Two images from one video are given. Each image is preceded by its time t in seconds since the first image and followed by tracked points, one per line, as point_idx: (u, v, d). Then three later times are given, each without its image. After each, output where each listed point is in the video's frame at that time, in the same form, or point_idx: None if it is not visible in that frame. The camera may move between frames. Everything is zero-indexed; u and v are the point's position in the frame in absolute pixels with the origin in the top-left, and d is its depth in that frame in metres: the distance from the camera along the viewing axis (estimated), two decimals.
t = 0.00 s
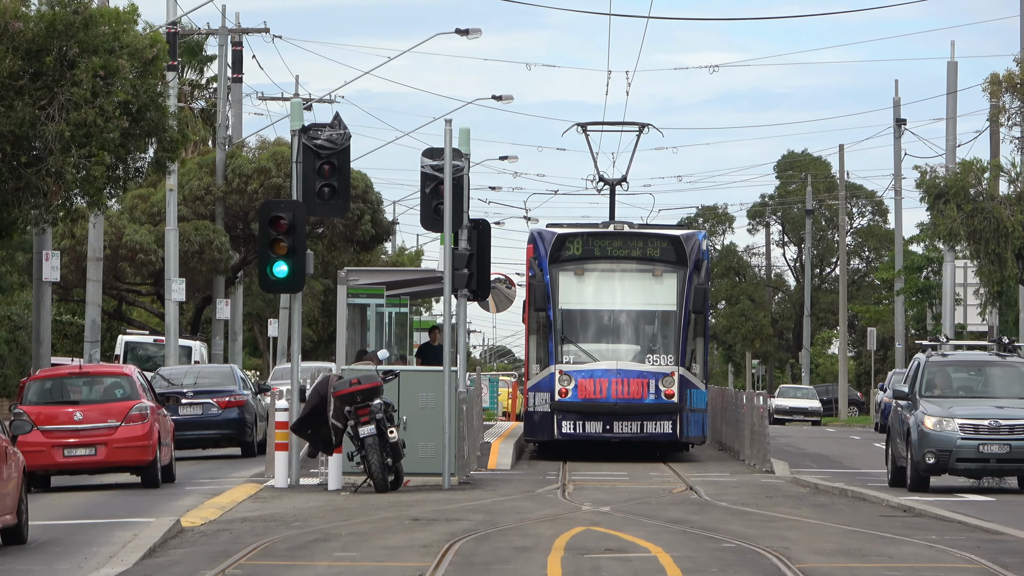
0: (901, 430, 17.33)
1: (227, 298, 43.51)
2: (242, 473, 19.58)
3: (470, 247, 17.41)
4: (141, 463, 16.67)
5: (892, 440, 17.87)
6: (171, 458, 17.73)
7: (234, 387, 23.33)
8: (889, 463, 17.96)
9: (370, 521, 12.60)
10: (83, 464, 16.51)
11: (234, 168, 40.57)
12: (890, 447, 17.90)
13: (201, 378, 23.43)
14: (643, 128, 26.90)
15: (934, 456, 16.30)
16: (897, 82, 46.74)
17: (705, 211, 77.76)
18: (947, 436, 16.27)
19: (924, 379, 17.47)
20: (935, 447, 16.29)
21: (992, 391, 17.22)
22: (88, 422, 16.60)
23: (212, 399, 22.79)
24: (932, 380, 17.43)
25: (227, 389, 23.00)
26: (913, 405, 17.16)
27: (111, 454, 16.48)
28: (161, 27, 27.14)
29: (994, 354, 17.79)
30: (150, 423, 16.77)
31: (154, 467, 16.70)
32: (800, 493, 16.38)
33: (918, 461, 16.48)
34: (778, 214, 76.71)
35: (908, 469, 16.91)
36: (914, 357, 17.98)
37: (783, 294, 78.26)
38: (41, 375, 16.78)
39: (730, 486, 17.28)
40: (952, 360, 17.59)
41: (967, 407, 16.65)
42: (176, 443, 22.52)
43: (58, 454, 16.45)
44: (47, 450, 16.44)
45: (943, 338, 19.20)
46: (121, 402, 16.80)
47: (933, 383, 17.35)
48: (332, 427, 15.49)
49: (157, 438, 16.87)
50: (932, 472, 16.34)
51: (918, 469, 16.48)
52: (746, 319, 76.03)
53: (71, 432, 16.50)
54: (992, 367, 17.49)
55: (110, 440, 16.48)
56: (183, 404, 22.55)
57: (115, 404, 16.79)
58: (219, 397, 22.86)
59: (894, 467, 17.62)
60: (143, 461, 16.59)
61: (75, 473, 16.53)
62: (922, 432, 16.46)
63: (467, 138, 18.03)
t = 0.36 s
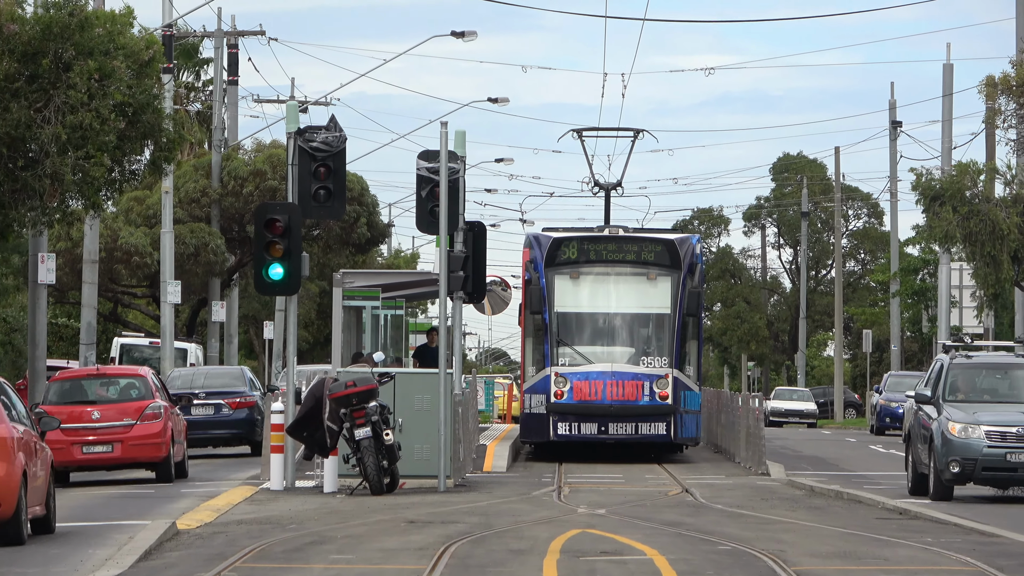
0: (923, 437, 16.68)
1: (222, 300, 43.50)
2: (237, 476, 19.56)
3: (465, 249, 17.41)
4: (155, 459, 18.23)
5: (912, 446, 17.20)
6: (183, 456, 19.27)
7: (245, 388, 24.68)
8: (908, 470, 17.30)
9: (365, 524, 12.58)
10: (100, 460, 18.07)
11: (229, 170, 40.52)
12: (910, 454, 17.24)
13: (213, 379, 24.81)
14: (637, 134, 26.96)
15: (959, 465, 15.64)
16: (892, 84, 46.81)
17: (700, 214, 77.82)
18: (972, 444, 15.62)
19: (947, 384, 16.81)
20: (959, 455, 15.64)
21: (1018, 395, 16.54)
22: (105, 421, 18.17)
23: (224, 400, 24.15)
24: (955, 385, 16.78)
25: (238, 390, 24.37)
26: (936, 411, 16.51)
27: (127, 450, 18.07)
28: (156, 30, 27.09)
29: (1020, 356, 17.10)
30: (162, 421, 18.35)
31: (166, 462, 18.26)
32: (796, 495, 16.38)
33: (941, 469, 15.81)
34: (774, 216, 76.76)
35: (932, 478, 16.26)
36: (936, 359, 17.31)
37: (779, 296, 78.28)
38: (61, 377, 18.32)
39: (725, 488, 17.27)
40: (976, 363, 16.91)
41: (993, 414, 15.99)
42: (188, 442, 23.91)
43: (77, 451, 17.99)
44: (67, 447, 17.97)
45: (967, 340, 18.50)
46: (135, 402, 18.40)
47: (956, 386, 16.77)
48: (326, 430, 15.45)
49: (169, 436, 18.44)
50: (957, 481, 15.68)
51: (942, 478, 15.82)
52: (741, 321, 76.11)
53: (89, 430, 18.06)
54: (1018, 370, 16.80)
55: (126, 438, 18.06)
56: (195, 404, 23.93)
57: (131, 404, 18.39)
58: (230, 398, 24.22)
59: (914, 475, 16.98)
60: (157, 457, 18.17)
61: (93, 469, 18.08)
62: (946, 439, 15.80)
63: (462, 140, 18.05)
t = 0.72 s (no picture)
0: (945, 447, 15.81)
1: (217, 305, 43.49)
2: (232, 481, 19.54)
3: (460, 254, 17.41)
4: (169, 459, 19.33)
5: (934, 454, 16.31)
6: (196, 458, 20.37)
7: (253, 391, 25.62)
8: (929, 479, 16.46)
9: (361, 529, 12.57)
10: (117, 459, 19.22)
11: (224, 175, 40.70)
12: (932, 462, 16.38)
13: (223, 383, 25.79)
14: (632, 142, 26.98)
15: (984, 474, 14.77)
16: (887, 89, 46.90)
17: (696, 219, 77.87)
18: (997, 453, 14.76)
19: (971, 390, 15.91)
20: (984, 464, 14.77)
21: None
22: (122, 422, 19.32)
23: (233, 402, 25.13)
24: (980, 392, 15.87)
25: (246, 393, 25.33)
26: (959, 419, 15.63)
27: (142, 450, 19.18)
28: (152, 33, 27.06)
29: None
30: (176, 423, 19.46)
31: (179, 462, 19.37)
32: (791, 500, 16.38)
33: (965, 479, 14.95)
34: (769, 221, 76.83)
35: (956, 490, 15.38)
36: (959, 365, 16.35)
37: (774, 302, 78.31)
38: (80, 380, 19.51)
39: (721, 494, 17.26)
40: (1001, 368, 16.00)
41: (1021, 421, 15.09)
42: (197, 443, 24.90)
43: (95, 450, 19.13)
44: (85, 446, 19.12)
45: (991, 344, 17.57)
46: (151, 405, 19.56)
47: (981, 393, 15.83)
48: (321, 435, 15.41)
49: (182, 437, 19.56)
50: (981, 492, 14.81)
51: (965, 488, 14.96)
52: (736, 326, 76.14)
53: (107, 430, 19.21)
54: None
55: (141, 438, 19.19)
56: (206, 406, 24.90)
57: (147, 406, 19.54)
58: (239, 401, 25.18)
59: (936, 486, 16.12)
60: (170, 458, 19.27)
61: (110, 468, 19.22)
62: (970, 448, 14.94)
63: (457, 145, 17.98)
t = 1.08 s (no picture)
0: (969, 455, 14.82)
1: (213, 312, 43.45)
2: (228, 488, 19.48)
3: (455, 261, 17.40)
4: (184, 462, 20.09)
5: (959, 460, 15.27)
6: (210, 461, 21.10)
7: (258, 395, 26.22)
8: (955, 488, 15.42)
9: (358, 535, 12.55)
10: (134, 463, 19.99)
11: (220, 182, 40.66)
12: (954, 470, 15.40)
13: (230, 389, 26.41)
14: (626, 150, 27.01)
15: (1010, 485, 13.77)
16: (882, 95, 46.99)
17: (691, 224, 77.91)
18: None
19: (995, 394, 14.88)
20: (1010, 474, 13.77)
21: None
22: (139, 427, 20.16)
23: (240, 407, 25.69)
24: (1004, 396, 14.83)
25: (253, 398, 25.92)
26: (983, 425, 14.61)
27: (158, 454, 19.95)
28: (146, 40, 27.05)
29: None
30: (191, 428, 20.21)
31: (194, 466, 20.12)
32: (787, 505, 16.35)
33: (991, 491, 13.94)
34: (764, 226, 76.90)
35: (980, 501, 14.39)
36: (982, 368, 15.27)
37: (770, 307, 78.31)
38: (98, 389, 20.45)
39: (718, 499, 17.23)
40: None
41: None
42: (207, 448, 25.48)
43: (113, 454, 19.98)
44: (104, 451, 19.99)
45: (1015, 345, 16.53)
46: (167, 410, 20.36)
47: (1005, 397, 14.79)
48: (319, 441, 15.46)
49: (198, 441, 20.29)
50: (1008, 503, 13.81)
51: (991, 500, 13.97)
52: (732, 331, 76.14)
53: (124, 436, 20.05)
54: None
55: (157, 443, 19.98)
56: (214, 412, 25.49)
57: (162, 412, 20.34)
58: (246, 406, 25.76)
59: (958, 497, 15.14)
60: (185, 461, 20.03)
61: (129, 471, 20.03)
62: (996, 457, 13.93)
63: (451, 151, 18.01)
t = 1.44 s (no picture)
0: (989, 467, 13.68)
1: (207, 319, 43.45)
2: (222, 495, 19.45)
3: (450, 267, 17.39)
4: (196, 466, 21.00)
5: (978, 471, 14.21)
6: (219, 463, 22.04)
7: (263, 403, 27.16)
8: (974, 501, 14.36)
9: (351, 542, 12.54)
10: (148, 467, 20.79)
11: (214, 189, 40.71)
12: (974, 482, 14.29)
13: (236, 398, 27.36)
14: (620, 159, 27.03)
15: None
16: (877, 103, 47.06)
17: (686, 232, 77.96)
18: None
19: (1016, 401, 13.68)
20: None
21: None
22: (154, 432, 20.97)
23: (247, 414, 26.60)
24: None
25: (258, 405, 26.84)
26: (1004, 435, 13.44)
27: (173, 458, 20.78)
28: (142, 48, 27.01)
29: None
30: (203, 433, 21.07)
31: (206, 469, 21.03)
32: (781, 512, 16.35)
33: (1011, 506, 12.84)
34: (759, 234, 76.96)
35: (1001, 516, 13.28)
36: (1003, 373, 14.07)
37: (764, 314, 78.35)
38: (115, 395, 21.16)
39: (711, 506, 17.24)
40: None
41: None
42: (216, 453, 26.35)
43: (129, 458, 20.77)
44: (120, 454, 20.78)
45: None
46: (181, 417, 21.20)
47: None
48: (313, 448, 15.45)
49: (209, 446, 21.17)
50: None
51: (1012, 516, 12.86)
52: (726, 339, 76.18)
53: (140, 441, 20.83)
54: None
55: (172, 447, 20.81)
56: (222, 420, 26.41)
57: (176, 418, 21.15)
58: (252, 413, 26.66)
59: (979, 510, 14.05)
60: (198, 464, 20.94)
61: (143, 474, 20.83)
62: (1016, 470, 12.79)
63: (446, 158, 17.91)
